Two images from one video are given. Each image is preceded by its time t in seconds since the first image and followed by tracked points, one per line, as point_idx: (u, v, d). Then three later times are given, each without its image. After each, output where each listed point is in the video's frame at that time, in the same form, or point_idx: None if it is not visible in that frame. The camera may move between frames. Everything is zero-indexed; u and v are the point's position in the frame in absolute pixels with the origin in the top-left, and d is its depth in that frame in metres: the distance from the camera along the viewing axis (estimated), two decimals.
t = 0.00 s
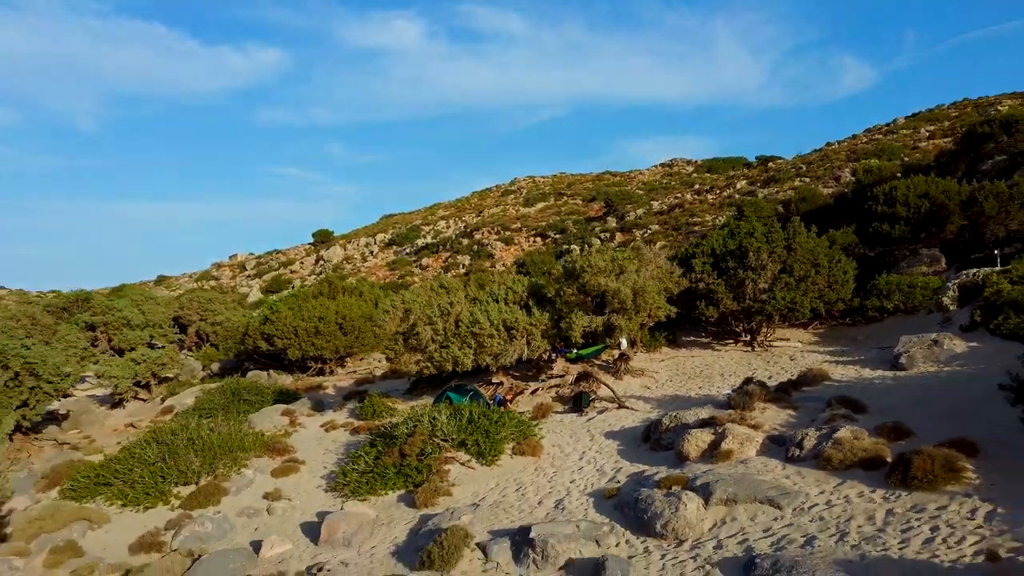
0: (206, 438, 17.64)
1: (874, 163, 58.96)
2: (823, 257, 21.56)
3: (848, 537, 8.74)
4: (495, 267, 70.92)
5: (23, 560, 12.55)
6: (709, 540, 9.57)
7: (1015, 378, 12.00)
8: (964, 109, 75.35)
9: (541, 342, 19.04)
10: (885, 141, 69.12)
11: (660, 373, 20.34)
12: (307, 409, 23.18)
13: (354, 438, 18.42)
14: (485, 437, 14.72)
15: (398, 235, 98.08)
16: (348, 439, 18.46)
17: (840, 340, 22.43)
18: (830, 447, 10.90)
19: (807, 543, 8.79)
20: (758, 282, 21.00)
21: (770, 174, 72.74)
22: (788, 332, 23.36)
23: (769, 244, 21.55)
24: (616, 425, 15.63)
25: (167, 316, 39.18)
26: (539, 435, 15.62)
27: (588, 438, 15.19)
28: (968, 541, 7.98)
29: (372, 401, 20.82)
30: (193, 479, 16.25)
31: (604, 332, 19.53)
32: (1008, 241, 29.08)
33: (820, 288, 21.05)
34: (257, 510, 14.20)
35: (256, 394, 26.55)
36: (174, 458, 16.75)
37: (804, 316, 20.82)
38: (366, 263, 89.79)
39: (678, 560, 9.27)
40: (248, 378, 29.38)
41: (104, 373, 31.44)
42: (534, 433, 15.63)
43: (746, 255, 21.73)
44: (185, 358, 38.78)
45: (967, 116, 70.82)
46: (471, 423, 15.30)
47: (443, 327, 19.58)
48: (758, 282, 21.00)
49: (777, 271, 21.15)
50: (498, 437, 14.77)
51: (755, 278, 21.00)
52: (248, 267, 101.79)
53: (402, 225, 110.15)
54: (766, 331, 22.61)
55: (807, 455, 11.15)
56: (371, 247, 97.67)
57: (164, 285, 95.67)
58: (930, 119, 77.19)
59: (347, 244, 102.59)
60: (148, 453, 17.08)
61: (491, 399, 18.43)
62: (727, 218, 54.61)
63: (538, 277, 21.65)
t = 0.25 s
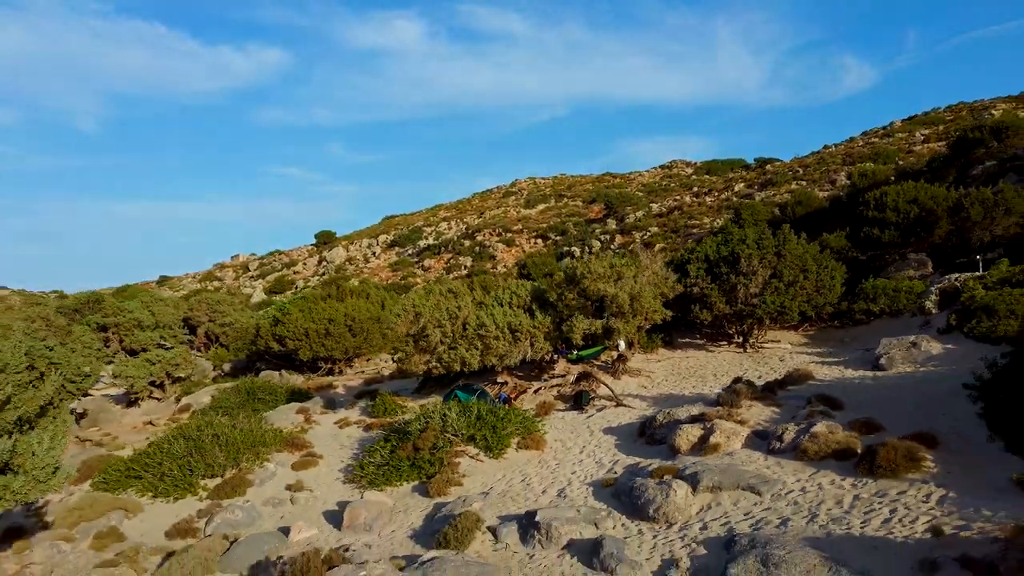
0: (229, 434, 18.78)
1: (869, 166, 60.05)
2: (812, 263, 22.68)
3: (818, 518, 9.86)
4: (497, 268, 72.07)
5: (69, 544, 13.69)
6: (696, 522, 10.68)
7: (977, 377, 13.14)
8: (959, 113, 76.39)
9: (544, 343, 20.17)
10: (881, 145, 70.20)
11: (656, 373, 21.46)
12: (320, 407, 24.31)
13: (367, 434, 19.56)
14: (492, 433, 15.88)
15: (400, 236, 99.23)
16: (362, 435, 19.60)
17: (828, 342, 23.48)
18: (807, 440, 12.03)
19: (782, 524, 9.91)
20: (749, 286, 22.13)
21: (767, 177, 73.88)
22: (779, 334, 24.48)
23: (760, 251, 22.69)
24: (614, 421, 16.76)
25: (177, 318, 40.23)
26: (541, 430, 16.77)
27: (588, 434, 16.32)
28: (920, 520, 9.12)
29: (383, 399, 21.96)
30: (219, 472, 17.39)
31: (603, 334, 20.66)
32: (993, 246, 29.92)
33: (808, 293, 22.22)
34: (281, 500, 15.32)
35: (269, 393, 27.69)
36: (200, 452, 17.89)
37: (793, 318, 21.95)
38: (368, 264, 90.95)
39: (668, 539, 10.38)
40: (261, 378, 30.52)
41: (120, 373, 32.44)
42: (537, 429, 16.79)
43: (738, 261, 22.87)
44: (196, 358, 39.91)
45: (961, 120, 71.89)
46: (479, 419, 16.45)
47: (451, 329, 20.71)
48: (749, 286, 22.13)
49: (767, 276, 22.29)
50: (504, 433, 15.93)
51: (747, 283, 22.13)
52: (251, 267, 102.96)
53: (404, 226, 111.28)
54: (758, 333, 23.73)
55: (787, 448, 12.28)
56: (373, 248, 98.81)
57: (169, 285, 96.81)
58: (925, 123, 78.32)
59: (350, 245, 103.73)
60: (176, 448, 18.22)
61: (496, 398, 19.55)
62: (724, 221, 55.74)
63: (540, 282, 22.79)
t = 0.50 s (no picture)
0: (249, 433, 19.85)
1: (864, 171, 61.13)
2: (801, 271, 23.79)
3: (796, 509, 10.93)
4: (498, 271, 73.18)
5: (107, 535, 14.75)
6: (687, 513, 11.75)
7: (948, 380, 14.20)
8: (955, 117, 77.43)
9: (546, 347, 21.24)
10: (877, 149, 71.28)
11: (653, 375, 22.55)
12: (332, 408, 25.40)
13: (379, 434, 20.65)
14: (499, 433, 16.97)
15: (402, 238, 100.32)
16: (375, 435, 20.68)
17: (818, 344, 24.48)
18: (789, 438, 13.11)
19: (763, 514, 10.97)
20: (742, 292, 23.21)
21: (765, 180, 74.96)
22: (771, 337, 25.56)
23: (752, 259, 23.77)
24: (613, 421, 17.84)
25: (186, 319, 41.32)
26: (544, 430, 17.86)
27: (588, 433, 17.40)
28: (885, 509, 10.19)
29: (393, 400, 23.05)
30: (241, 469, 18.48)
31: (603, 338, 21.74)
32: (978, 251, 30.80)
33: (798, 299, 23.34)
34: (302, 494, 16.39)
35: (281, 394, 28.78)
36: (223, 450, 18.96)
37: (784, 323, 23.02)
38: (371, 266, 92.02)
39: (661, 528, 11.44)
40: (273, 379, 31.60)
41: (135, 374, 33.48)
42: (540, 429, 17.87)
43: (731, 268, 23.96)
44: (207, 360, 41.01)
45: (956, 124, 72.95)
46: (486, 419, 17.53)
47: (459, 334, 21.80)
48: (742, 292, 23.21)
49: (759, 283, 23.37)
50: (510, 432, 17.01)
51: (740, 289, 23.22)
52: (254, 268, 104.04)
53: (406, 227, 112.38)
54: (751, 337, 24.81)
55: (771, 446, 13.37)
56: (375, 249, 99.89)
57: (173, 286, 97.88)
58: (921, 127, 79.40)
59: (352, 246, 104.81)
60: (199, 446, 19.29)
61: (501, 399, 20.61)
62: (722, 225, 56.85)
63: (543, 289, 23.87)
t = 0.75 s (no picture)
0: (267, 434, 20.99)
1: (859, 176, 62.25)
2: (790, 279, 24.94)
3: (775, 503, 12.07)
4: (499, 273, 74.29)
5: (140, 529, 15.87)
6: (677, 507, 12.89)
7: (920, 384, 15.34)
8: (950, 122, 78.49)
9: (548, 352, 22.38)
10: (872, 154, 72.38)
11: (650, 378, 23.68)
12: (342, 409, 26.54)
13: (389, 434, 21.79)
14: (504, 433, 18.12)
15: (404, 240, 101.43)
16: (385, 435, 21.82)
17: (807, 348, 25.56)
18: (772, 439, 14.26)
19: (745, 507, 12.11)
20: (734, 299, 24.36)
21: (762, 184, 76.06)
22: (763, 342, 26.69)
23: (744, 267, 24.92)
24: (611, 422, 18.99)
25: (194, 322, 42.37)
26: (546, 430, 19.01)
27: (587, 433, 18.54)
28: (854, 502, 11.33)
29: (402, 402, 24.20)
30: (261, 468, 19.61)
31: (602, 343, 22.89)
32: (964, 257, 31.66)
33: (788, 306, 24.48)
34: (320, 490, 17.54)
35: (292, 395, 29.91)
36: (243, 450, 20.09)
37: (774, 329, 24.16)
38: (374, 268, 93.15)
39: (653, 520, 12.57)
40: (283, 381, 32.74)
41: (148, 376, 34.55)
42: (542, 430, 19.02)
43: (724, 276, 25.10)
44: (217, 362, 42.14)
45: (951, 129, 74.03)
46: (491, 420, 18.68)
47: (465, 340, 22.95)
48: (734, 299, 24.36)
49: (750, 290, 24.51)
50: (514, 432, 18.16)
51: (732, 296, 24.36)
52: (257, 269, 105.12)
53: (407, 229, 113.52)
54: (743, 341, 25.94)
55: (755, 445, 14.51)
56: (377, 251, 101.02)
57: (177, 287, 99.00)
58: (917, 131, 80.50)
59: (354, 248, 105.95)
60: (220, 446, 20.42)
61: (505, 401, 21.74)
62: (719, 228, 57.96)
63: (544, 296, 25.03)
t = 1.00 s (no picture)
0: (283, 432, 22.22)
1: (852, 180, 63.49)
2: (779, 285, 26.20)
3: (754, 495, 13.31)
4: (499, 276, 75.53)
5: (170, 521, 17.08)
6: (666, 499, 14.13)
7: (892, 386, 16.59)
8: (943, 127, 79.74)
9: (548, 355, 23.64)
10: (867, 159, 73.63)
11: (645, 380, 24.93)
12: (352, 409, 27.78)
13: (398, 433, 23.03)
14: (508, 433, 19.38)
15: (405, 242, 102.66)
16: (394, 434, 23.06)
17: (795, 351, 26.70)
18: (754, 437, 15.51)
19: (727, 499, 13.36)
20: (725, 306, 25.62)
21: (758, 188, 77.32)
22: (753, 345, 27.94)
23: (735, 274, 26.19)
24: (607, 422, 20.25)
25: (202, 323, 43.52)
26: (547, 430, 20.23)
27: (585, 432, 19.79)
28: (824, 494, 12.57)
29: (409, 403, 25.44)
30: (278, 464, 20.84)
31: (599, 348, 24.16)
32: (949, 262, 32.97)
33: (776, 311, 25.74)
34: (336, 485, 18.78)
35: (302, 395, 31.14)
36: (261, 448, 21.31)
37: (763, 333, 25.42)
38: (375, 269, 94.34)
39: (644, 511, 13.81)
40: (293, 383, 33.96)
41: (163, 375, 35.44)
42: (543, 429, 20.26)
43: (716, 283, 26.38)
44: (225, 363, 43.36)
45: (944, 133, 75.26)
46: (495, 421, 19.94)
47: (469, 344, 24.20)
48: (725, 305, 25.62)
49: (741, 296, 25.77)
50: (517, 432, 19.41)
51: (723, 302, 25.63)
52: (259, 270, 106.23)
53: (408, 231, 114.74)
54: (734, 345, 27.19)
55: (739, 444, 15.76)
56: (379, 253, 102.25)
57: (180, 288, 100.15)
58: (911, 135, 81.84)
59: (355, 250, 107.18)
60: (239, 444, 21.64)
61: (508, 402, 22.99)
62: (715, 232, 59.21)
63: (545, 302, 26.28)
